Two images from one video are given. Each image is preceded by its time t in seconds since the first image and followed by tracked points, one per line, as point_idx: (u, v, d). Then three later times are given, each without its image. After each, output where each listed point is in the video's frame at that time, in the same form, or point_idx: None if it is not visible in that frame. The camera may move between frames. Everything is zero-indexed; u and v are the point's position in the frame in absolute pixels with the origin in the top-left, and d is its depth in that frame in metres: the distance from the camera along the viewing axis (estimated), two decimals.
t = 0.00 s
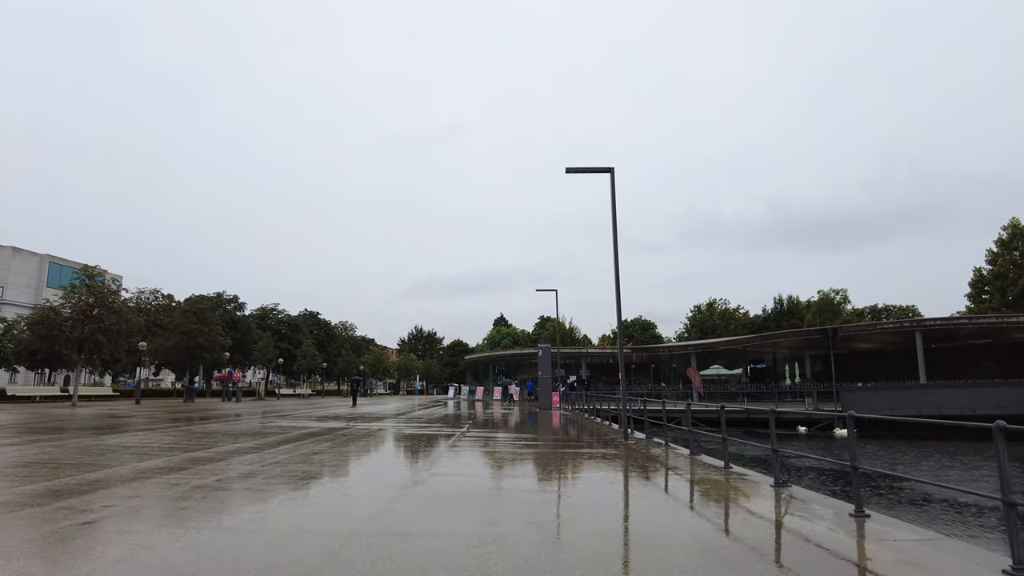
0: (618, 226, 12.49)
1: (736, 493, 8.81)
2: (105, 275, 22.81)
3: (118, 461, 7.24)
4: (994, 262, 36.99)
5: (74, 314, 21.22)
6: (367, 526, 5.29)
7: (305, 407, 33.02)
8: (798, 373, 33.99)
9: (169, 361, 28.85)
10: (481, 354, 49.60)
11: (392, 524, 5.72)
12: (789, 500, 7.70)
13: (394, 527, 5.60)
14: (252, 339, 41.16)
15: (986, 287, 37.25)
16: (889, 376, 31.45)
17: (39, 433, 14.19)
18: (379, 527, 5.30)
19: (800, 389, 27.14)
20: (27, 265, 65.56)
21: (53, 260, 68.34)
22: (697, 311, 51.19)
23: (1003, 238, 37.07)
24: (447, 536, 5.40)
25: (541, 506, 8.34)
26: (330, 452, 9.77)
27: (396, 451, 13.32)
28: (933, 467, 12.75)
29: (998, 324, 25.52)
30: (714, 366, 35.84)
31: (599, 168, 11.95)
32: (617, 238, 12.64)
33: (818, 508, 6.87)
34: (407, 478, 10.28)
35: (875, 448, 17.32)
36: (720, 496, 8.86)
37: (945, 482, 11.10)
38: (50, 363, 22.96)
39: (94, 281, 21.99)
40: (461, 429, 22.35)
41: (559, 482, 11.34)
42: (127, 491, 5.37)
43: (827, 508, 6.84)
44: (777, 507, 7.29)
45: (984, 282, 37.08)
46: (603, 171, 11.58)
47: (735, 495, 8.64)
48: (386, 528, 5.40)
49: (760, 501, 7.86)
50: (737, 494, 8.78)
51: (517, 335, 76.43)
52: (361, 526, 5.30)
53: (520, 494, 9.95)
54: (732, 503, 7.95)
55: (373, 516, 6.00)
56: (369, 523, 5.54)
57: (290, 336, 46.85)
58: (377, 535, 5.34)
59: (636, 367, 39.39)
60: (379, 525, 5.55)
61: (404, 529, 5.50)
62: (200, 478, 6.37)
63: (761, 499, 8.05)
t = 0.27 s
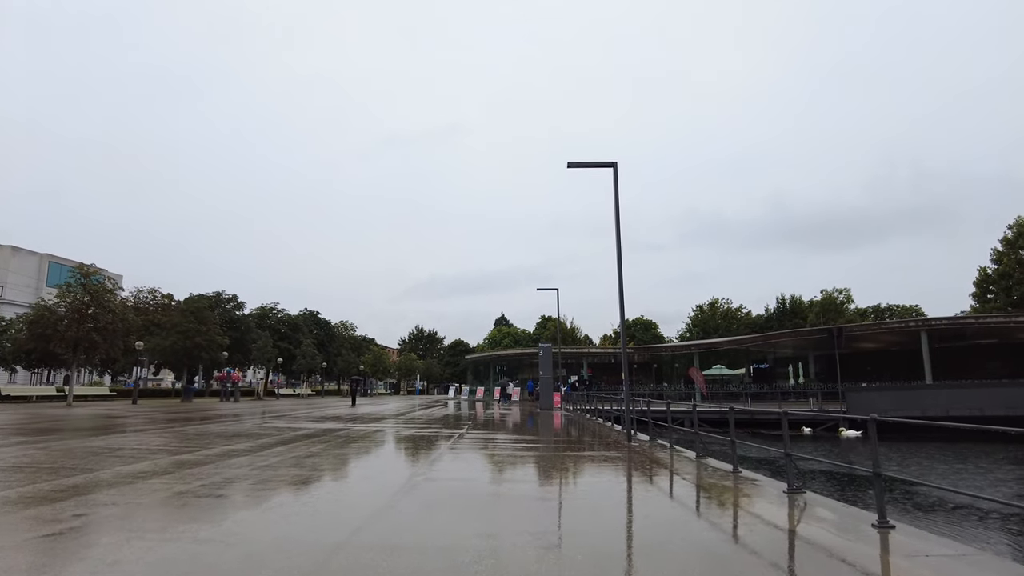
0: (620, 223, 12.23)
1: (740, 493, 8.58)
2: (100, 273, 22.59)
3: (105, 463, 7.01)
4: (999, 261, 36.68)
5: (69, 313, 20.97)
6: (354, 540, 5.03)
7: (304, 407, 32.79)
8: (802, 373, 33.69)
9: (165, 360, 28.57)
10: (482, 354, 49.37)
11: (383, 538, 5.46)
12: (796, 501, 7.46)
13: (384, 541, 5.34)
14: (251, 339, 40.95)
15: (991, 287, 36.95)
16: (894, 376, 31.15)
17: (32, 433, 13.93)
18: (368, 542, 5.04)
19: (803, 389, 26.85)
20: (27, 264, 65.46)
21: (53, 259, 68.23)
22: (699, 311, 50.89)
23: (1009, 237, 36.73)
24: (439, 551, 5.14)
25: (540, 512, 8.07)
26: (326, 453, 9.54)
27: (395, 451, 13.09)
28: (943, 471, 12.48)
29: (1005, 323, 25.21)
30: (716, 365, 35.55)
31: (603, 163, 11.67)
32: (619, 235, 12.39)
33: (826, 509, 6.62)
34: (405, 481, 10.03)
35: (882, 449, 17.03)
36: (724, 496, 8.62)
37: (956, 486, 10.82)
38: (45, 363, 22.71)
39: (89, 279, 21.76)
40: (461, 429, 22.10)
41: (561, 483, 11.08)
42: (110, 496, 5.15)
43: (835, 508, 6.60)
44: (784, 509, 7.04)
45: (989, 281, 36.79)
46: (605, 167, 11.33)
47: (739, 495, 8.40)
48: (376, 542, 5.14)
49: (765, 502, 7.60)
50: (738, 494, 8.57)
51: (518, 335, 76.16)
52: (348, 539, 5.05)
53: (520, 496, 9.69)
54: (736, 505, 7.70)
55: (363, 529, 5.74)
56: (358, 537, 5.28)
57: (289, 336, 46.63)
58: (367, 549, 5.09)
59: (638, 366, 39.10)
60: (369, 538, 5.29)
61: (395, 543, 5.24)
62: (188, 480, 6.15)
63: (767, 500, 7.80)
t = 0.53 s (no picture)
0: (622, 218, 11.93)
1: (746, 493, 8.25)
2: (95, 271, 22.32)
3: (84, 464, 6.73)
4: (1003, 259, 36.35)
5: (62, 311, 20.71)
6: (340, 549, 4.76)
7: (301, 407, 32.51)
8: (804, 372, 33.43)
9: (161, 360, 28.29)
10: (482, 353, 49.11)
11: (371, 547, 5.19)
12: (805, 505, 7.14)
13: (372, 550, 5.07)
14: (249, 338, 40.66)
15: (995, 285, 36.67)
16: (897, 376, 30.90)
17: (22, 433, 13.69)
18: (354, 551, 4.77)
19: (806, 389, 26.53)
20: (26, 263, 65.20)
21: (51, 258, 67.95)
22: (700, 310, 50.61)
23: (1013, 235, 36.44)
24: (429, 560, 4.87)
25: (540, 515, 7.76)
26: (318, 455, 9.26)
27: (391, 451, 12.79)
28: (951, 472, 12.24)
29: (1010, 322, 24.93)
30: (718, 364, 35.27)
31: (604, 156, 11.35)
32: (620, 230, 12.09)
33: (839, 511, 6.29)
34: (401, 481, 9.73)
35: (888, 449, 16.74)
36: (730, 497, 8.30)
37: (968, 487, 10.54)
38: (38, 362, 22.44)
39: (83, 277, 21.49)
40: (459, 429, 21.79)
41: (561, 483, 10.77)
42: (88, 499, 4.89)
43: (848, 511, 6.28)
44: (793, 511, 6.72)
45: (992, 280, 36.52)
46: (606, 159, 11.03)
47: (746, 497, 8.08)
48: (363, 552, 4.86)
49: (773, 504, 7.28)
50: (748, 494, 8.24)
51: (518, 334, 75.88)
52: (334, 548, 4.78)
53: (519, 496, 9.38)
54: (742, 506, 7.38)
55: (351, 536, 5.47)
56: (344, 545, 5.01)
57: (288, 335, 46.34)
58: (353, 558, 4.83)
59: (639, 366, 38.81)
60: (356, 547, 5.02)
61: (384, 552, 4.98)
62: (169, 483, 5.87)
63: (774, 502, 7.48)
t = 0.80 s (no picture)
0: (623, 213, 11.58)
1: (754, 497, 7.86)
2: (88, 270, 22.05)
3: (63, 469, 6.46)
4: (1007, 257, 35.98)
5: (54, 310, 20.44)
6: (320, 559, 4.45)
7: (299, 407, 32.22)
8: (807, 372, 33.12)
9: (157, 359, 28.02)
10: (481, 353, 48.84)
11: (355, 557, 4.85)
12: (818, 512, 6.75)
13: (356, 562, 4.72)
14: (247, 338, 40.36)
15: (999, 284, 36.38)
16: (901, 375, 30.61)
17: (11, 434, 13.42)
18: (337, 558, 4.46)
19: (809, 388, 26.18)
20: (24, 263, 64.96)
21: (50, 258, 67.72)
22: (701, 308, 50.29)
23: (1017, 233, 36.12)
24: (421, 566, 4.63)
25: (535, 521, 7.49)
26: (308, 459, 8.93)
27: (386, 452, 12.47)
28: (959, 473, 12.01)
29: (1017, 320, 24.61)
30: (720, 364, 34.96)
31: (605, 150, 10.98)
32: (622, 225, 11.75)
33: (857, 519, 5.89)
34: (394, 481, 9.50)
35: (897, 450, 16.35)
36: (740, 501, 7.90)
37: (979, 490, 10.21)
38: (31, 362, 22.17)
39: (76, 275, 21.22)
40: (457, 429, 21.47)
41: (558, 485, 10.47)
42: (73, 510, 4.67)
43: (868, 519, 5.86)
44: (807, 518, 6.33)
45: (997, 278, 36.22)
46: (607, 152, 10.69)
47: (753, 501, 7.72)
48: (347, 559, 4.56)
49: (786, 510, 6.89)
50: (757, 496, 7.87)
51: (518, 334, 75.57)
52: (314, 559, 4.43)
53: (515, 498, 9.14)
54: (750, 513, 6.98)
55: (334, 543, 5.12)
56: (325, 553, 4.70)
57: (286, 335, 46.05)
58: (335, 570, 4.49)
59: (640, 365, 38.50)
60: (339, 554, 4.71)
61: (368, 557, 4.67)
62: (143, 489, 5.55)
63: (785, 506, 7.08)
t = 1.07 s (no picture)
0: (627, 207, 11.29)
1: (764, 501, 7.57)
2: (84, 268, 21.82)
3: (52, 469, 6.25)
4: (1013, 256, 35.62)
5: (49, 308, 20.21)
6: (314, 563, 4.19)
7: (298, 407, 31.99)
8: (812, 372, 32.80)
9: (154, 358, 27.79)
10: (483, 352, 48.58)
11: (351, 562, 4.61)
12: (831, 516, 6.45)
13: (351, 568, 4.48)
14: (246, 337, 40.13)
15: (1005, 282, 36.03)
16: (907, 374, 30.28)
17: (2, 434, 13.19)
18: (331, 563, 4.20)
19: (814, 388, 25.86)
20: (24, 263, 64.79)
21: (50, 257, 67.56)
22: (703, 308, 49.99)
23: None
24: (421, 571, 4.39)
25: (538, 523, 7.23)
26: (303, 460, 8.70)
27: (384, 452, 12.23)
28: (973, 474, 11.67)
29: None
30: (723, 363, 34.65)
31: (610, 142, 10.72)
32: (626, 220, 11.46)
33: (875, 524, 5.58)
34: (393, 480, 9.25)
35: (906, 450, 16.05)
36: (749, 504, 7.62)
37: (993, 491, 9.95)
38: (26, 361, 21.95)
39: (72, 274, 20.99)
40: (457, 429, 21.21)
41: (562, 485, 10.19)
42: (58, 514, 4.46)
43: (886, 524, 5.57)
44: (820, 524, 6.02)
45: (1002, 277, 35.88)
46: (610, 144, 10.40)
47: (762, 505, 7.43)
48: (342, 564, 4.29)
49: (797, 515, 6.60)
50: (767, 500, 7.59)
51: (519, 334, 75.26)
52: (310, 561, 4.19)
53: (518, 498, 8.86)
54: (761, 518, 6.69)
55: (332, 544, 4.90)
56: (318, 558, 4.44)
57: (286, 334, 45.81)
58: None
59: (643, 364, 38.21)
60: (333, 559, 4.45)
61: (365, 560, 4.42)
62: (127, 492, 5.32)
63: (796, 511, 6.78)
